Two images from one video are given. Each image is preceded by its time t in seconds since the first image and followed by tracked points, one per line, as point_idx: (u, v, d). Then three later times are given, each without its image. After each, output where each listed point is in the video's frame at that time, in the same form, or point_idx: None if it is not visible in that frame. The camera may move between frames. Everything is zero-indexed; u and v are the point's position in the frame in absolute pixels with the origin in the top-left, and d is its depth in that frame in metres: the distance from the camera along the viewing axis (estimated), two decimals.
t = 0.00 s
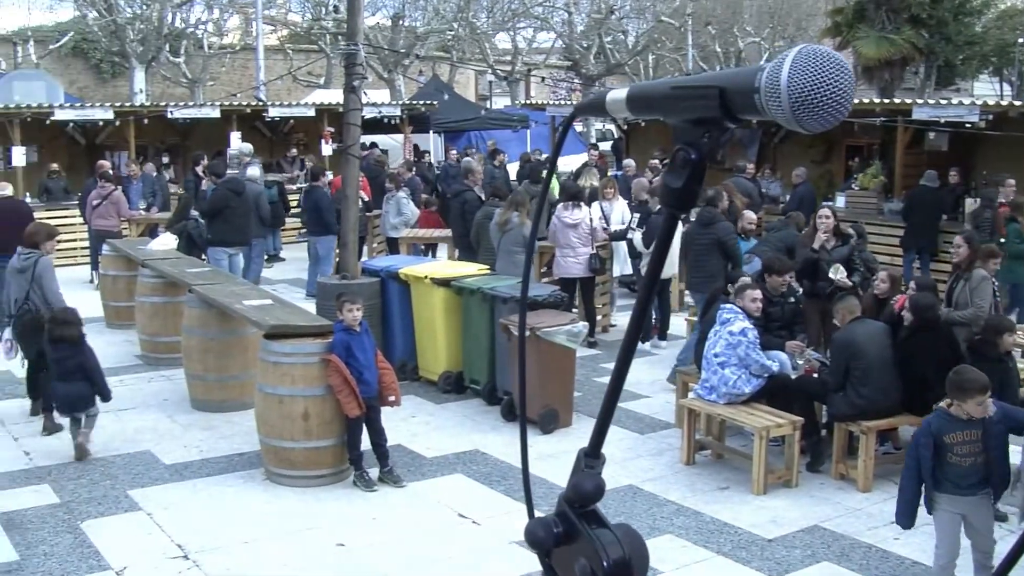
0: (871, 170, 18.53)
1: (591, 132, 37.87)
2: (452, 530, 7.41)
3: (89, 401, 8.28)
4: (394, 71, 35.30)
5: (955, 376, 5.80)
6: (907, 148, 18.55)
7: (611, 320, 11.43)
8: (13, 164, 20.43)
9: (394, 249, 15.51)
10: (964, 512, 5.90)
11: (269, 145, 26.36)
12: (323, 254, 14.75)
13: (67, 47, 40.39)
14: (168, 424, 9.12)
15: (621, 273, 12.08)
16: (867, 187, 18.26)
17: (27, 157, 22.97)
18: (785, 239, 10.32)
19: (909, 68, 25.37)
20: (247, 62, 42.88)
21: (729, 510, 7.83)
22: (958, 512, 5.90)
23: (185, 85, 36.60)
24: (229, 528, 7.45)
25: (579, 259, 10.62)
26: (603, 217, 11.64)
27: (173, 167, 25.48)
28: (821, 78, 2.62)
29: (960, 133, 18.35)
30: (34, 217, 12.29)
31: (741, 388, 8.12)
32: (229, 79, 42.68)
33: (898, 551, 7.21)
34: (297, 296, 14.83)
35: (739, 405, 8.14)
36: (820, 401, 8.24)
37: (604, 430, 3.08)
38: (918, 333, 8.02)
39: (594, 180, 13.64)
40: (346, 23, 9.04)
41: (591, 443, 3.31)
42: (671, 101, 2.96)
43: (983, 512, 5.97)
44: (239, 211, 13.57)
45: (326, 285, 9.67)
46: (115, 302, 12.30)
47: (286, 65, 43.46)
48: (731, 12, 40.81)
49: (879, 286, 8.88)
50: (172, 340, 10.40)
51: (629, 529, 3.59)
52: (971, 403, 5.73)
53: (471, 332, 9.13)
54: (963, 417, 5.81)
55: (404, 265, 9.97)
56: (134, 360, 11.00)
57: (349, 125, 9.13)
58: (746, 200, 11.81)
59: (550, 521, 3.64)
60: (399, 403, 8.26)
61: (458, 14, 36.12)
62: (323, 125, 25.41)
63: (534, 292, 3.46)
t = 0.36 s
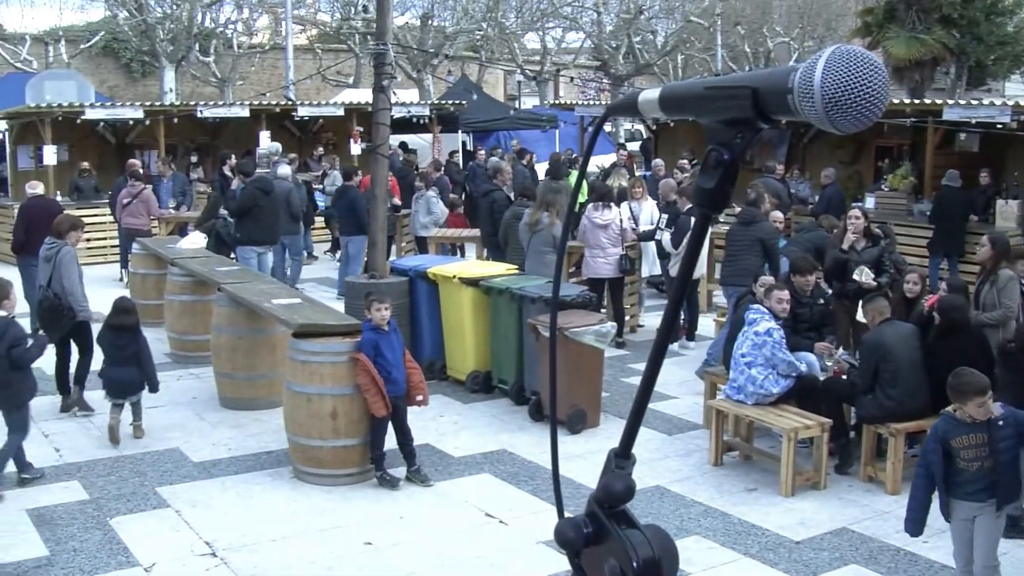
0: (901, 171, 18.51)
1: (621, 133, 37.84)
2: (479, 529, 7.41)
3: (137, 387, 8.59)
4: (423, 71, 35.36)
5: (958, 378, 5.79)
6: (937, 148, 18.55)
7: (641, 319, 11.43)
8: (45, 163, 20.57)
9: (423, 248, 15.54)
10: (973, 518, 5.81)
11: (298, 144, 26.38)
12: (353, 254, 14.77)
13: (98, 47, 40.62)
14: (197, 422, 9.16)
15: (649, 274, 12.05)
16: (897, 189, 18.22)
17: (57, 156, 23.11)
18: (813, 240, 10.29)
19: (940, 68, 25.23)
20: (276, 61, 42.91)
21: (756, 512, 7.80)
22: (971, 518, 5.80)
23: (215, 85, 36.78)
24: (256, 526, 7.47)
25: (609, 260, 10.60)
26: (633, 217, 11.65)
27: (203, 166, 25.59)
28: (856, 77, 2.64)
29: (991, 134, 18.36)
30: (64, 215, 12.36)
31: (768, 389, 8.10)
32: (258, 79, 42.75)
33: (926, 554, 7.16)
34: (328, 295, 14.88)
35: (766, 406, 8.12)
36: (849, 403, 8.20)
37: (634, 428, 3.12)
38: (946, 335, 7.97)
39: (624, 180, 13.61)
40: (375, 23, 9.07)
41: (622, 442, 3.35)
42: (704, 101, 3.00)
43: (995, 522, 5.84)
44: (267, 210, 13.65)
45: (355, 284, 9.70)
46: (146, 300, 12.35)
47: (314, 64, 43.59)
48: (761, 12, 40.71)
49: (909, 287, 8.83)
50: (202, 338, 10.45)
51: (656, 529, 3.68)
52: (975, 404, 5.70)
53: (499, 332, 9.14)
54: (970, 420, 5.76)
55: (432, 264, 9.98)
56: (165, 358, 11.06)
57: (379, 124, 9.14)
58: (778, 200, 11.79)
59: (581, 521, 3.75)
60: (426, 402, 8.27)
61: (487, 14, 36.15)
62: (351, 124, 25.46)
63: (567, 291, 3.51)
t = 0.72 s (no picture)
0: (930, 172, 18.48)
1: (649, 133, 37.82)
2: (506, 528, 7.42)
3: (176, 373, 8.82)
4: (451, 70, 35.40)
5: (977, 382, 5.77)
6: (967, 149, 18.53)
7: (669, 320, 11.41)
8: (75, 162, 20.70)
9: (451, 247, 15.56)
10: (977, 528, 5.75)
11: (326, 143, 26.37)
12: (380, 253, 14.79)
13: (127, 46, 40.84)
14: (225, 420, 9.19)
15: (677, 274, 12.04)
16: (926, 189, 18.20)
17: (87, 154, 23.23)
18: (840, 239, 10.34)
19: (971, 69, 25.12)
20: (305, 60, 42.83)
21: (782, 513, 7.77)
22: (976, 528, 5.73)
23: (244, 84, 36.97)
24: (283, 524, 7.49)
25: (637, 260, 10.60)
26: (661, 217, 11.66)
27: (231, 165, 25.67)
28: (889, 77, 2.60)
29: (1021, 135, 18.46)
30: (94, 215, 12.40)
31: (792, 387, 8.10)
32: (287, 78, 42.83)
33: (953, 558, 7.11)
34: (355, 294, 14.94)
35: (790, 405, 8.11)
36: (877, 404, 8.16)
37: (663, 430, 3.13)
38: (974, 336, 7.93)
39: (653, 180, 13.59)
40: (404, 22, 9.08)
41: (653, 444, 3.34)
42: (735, 101, 2.97)
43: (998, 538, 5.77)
44: (295, 209, 13.83)
45: (382, 283, 9.72)
46: (176, 297, 12.38)
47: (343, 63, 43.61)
48: (789, 12, 40.66)
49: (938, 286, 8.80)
50: (229, 336, 10.49)
51: (684, 530, 3.64)
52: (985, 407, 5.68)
53: (526, 332, 9.14)
54: (982, 424, 5.72)
55: (460, 264, 9.99)
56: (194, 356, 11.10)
57: (407, 124, 9.17)
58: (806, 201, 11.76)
59: (610, 521, 3.74)
60: (454, 402, 8.27)
61: (515, 14, 36.20)
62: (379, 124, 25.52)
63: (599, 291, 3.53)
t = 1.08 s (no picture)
0: (964, 173, 18.37)
1: (681, 133, 37.75)
2: (535, 528, 7.42)
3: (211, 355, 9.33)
4: (483, 70, 35.45)
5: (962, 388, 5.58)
6: (1003, 151, 18.40)
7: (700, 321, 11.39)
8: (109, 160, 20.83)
9: (483, 247, 15.58)
10: (966, 537, 5.60)
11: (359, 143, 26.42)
12: (411, 253, 14.83)
13: (161, 45, 41.06)
14: (256, 418, 9.22)
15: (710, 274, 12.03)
16: (960, 191, 18.08)
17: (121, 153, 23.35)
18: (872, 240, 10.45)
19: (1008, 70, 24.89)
20: (337, 60, 43.01)
21: (813, 515, 7.74)
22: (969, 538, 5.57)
23: (277, 83, 37.14)
24: (312, 522, 7.52)
25: (670, 260, 10.59)
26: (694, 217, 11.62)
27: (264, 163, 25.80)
28: (927, 78, 2.57)
29: None
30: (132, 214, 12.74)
31: (821, 389, 8.04)
32: (319, 78, 42.90)
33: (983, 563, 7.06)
34: (387, 292, 15.02)
35: (821, 407, 8.05)
36: (910, 407, 8.11)
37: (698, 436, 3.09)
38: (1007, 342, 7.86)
39: (686, 180, 13.54)
40: (437, 22, 9.09)
41: (685, 449, 3.28)
42: (772, 101, 2.93)
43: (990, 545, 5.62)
44: (327, 209, 13.95)
45: (413, 282, 9.74)
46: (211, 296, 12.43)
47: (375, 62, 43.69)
48: (822, 12, 40.52)
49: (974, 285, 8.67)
50: (261, 334, 10.55)
51: (719, 533, 3.61)
52: (966, 413, 5.46)
53: (558, 332, 9.13)
54: (966, 429, 5.53)
55: (492, 263, 10.00)
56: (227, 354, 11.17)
57: (439, 124, 9.18)
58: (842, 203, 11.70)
59: (643, 522, 3.67)
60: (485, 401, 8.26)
61: (547, 14, 36.24)
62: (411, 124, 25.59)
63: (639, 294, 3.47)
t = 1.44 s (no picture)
0: (999, 175, 18.29)
1: (714, 133, 37.69)
2: (566, 528, 7.41)
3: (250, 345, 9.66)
4: (516, 70, 35.50)
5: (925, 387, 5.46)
6: None
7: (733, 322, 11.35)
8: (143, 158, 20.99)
9: (516, 246, 15.60)
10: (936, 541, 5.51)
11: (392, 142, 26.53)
12: (443, 253, 14.87)
13: (195, 45, 41.39)
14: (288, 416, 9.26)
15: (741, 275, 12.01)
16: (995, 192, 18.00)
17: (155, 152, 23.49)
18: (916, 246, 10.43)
19: None
20: (371, 59, 43.21)
21: (844, 517, 7.70)
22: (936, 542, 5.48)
23: (311, 81, 37.35)
24: (342, 520, 7.54)
25: (701, 260, 10.58)
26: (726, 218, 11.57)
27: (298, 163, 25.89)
28: (964, 79, 2.56)
29: None
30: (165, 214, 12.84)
31: (853, 391, 7.99)
32: (352, 77, 43.10)
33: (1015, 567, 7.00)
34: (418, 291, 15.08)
35: (854, 410, 8.00)
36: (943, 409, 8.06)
37: (733, 437, 3.12)
38: None
39: (718, 181, 13.51)
40: (470, 22, 9.11)
41: (720, 449, 3.25)
42: (810, 101, 2.91)
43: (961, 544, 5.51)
44: (360, 208, 14.01)
45: (445, 281, 9.76)
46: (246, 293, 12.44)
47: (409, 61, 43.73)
48: (856, 12, 40.39)
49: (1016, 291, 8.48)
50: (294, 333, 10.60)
51: (752, 534, 3.62)
52: (921, 412, 5.36)
53: (590, 332, 9.13)
54: (924, 430, 5.42)
55: (524, 263, 10.01)
56: (259, 353, 11.23)
57: (472, 123, 9.21)
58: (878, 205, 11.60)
59: (676, 523, 3.71)
60: (516, 401, 8.28)
61: (580, 14, 36.25)
62: (444, 123, 25.63)
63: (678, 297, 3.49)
